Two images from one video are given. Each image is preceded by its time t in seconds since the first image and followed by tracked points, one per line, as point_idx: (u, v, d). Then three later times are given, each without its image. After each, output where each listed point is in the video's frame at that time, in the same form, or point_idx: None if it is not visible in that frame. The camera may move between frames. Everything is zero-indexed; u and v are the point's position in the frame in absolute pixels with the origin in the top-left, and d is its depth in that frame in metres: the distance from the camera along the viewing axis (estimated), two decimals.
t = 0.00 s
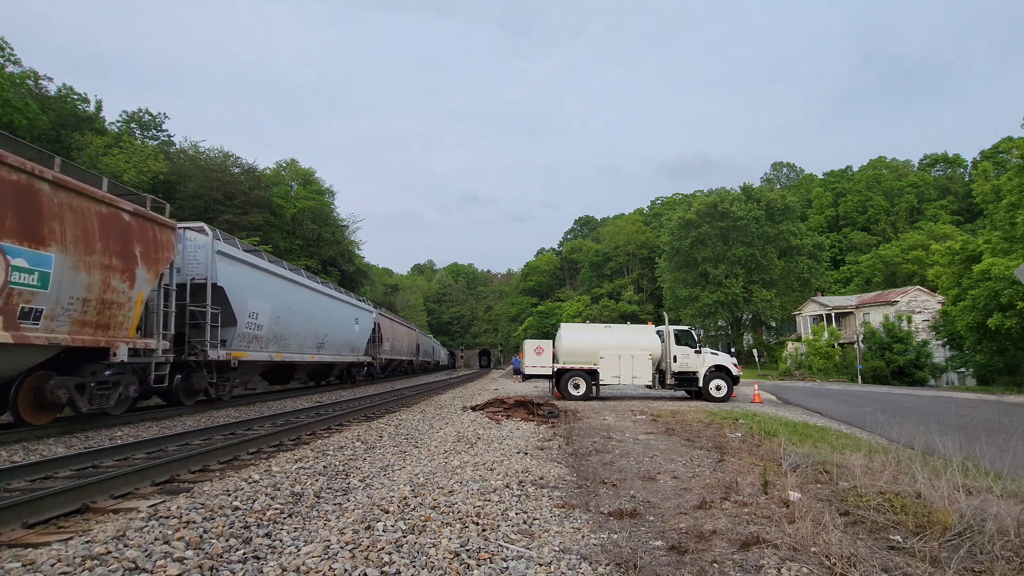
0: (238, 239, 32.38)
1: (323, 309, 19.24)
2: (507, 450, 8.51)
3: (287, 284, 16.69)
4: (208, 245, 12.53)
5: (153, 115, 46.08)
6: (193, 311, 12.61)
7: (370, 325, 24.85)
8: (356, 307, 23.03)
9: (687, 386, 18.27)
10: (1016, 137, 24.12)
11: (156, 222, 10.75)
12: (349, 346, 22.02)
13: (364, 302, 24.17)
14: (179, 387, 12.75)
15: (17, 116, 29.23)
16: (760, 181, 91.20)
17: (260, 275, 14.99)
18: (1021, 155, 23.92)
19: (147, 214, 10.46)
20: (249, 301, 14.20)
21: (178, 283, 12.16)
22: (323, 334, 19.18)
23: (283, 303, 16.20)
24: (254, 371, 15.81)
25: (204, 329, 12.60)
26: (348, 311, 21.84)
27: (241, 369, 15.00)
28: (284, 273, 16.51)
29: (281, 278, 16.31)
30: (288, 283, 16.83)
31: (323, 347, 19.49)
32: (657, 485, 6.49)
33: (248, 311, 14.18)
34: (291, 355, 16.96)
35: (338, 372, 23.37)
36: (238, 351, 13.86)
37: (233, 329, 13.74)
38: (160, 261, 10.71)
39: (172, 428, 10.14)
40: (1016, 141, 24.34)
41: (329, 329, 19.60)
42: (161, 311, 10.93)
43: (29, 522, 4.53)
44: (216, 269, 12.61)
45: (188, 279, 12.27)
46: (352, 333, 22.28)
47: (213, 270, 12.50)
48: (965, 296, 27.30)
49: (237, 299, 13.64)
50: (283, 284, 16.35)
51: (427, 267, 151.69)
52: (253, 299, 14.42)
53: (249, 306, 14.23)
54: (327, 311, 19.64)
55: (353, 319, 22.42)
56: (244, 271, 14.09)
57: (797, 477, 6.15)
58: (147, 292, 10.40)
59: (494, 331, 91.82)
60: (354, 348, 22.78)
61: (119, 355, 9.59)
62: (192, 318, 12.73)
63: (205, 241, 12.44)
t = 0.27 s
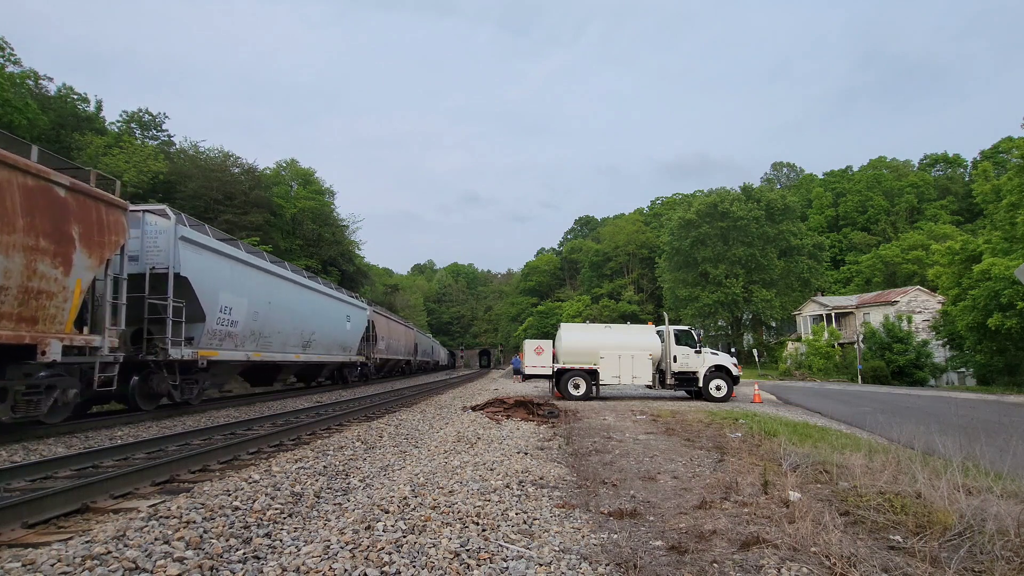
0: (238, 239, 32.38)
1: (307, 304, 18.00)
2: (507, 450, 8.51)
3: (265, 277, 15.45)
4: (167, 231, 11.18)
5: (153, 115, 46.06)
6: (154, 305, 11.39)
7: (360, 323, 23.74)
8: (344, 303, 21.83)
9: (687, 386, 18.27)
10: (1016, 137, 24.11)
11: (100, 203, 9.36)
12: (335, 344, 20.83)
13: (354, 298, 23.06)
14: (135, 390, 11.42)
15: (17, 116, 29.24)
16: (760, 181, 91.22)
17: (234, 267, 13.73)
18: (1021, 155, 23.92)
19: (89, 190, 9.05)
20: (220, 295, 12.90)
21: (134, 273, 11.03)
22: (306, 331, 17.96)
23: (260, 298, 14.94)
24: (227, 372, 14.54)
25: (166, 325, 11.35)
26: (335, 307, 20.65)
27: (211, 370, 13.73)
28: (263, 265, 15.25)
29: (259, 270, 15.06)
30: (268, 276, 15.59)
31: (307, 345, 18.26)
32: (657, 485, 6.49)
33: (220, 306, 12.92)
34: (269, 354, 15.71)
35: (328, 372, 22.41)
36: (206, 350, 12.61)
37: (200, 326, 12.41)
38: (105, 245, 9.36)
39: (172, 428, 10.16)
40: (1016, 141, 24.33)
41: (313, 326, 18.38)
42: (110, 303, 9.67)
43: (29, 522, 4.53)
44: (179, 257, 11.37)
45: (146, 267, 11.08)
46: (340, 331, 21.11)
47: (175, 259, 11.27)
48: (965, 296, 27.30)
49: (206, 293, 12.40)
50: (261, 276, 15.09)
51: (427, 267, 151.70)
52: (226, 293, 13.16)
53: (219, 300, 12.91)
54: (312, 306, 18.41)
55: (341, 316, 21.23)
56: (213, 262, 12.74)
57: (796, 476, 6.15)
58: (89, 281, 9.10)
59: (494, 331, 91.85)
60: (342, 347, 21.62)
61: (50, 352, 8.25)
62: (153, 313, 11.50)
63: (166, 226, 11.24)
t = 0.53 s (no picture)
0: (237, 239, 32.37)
1: (291, 300, 16.75)
2: (507, 450, 8.51)
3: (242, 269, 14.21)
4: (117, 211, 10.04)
5: (153, 115, 46.06)
6: (103, 296, 10.25)
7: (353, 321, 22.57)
8: (334, 300, 20.58)
9: (687, 386, 18.28)
10: (1016, 137, 24.11)
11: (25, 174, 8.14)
12: (324, 343, 19.58)
13: (347, 294, 21.91)
14: (79, 394, 10.01)
15: (17, 116, 29.24)
16: (760, 181, 91.22)
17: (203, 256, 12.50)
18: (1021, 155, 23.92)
19: (10, 158, 7.85)
20: (184, 287, 11.68)
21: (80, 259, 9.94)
22: (290, 329, 16.71)
23: (234, 291, 13.69)
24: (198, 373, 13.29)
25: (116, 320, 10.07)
26: (324, 303, 19.41)
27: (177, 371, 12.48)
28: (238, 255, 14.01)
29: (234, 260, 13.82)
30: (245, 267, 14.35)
31: (291, 344, 17.00)
32: (657, 485, 6.49)
33: (184, 298, 11.68)
34: (246, 353, 14.44)
35: (319, 372, 21.37)
36: (169, 349, 11.38)
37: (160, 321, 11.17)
38: (30, 223, 8.12)
39: (171, 428, 10.13)
40: (1016, 141, 24.33)
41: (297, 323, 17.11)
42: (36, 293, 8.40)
43: (29, 522, 4.53)
44: (130, 241, 10.19)
45: (93, 253, 9.93)
46: (330, 328, 19.86)
47: (127, 244, 10.12)
48: (965, 296, 27.31)
49: (167, 283, 11.21)
50: (236, 267, 13.85)
51: (427, 267, 151.73)
52: (191, 284, 11.94)
53: (183, 293, 11.68)
54: (297, 302, 17.15)
55: (331, 313, 19.99)
56: (176, 248, 11.54)
57: (796, 477, 6.15)
58: (8, 264, 7.77)
59: (494, 331, 91.90)
60: (332, 346, 20.38)
61: None
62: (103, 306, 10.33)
63: (116, 207, 10.10)
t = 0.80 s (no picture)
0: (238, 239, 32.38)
1: (269, 293, 15.46)
2: (507, 450, 8.51)
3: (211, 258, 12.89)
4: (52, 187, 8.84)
5: (153, 115, 46.06)
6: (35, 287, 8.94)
7: (342, 318, 21.37)
8: (320, 295, 19.34)
9: (687, 386, 18.28)
10: (1016, 137, 24.10)
11: None
12: (311, 341, 18.33)
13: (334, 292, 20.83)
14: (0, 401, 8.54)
15: (17, 116, 29.24)
16: (760, 181, 91.20)
17: (160, 243, 11.15)
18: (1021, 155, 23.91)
19: None
20: (139, 276, 10.41)
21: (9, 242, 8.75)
22: (270, 325, 15.42)
23: (201, 283, 12.36)
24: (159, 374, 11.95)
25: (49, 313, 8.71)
26: (308, 298, 18.15)
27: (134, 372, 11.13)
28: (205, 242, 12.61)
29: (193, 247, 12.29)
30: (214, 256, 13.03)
31: (273, 341, 15.70)
32: (657, 485, 6.49)
33: (139, 289, 10.39)
34: (218, 352, 13.13)
35: (306, 373, 20.12)
36: (120, 347, 10.06)
37: (109, 314, 9.86)
38: None
39: (171, 428, 10.13)
40: (1016, 141, 24.32)
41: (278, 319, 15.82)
42: None
43: (29, 522, 4.53)
44: (68, 220, 8.95)
45: (21, 234, 8.74)
46: (316, 325, 18.64)
47: (64, 222, 8.86)
48: (965, 296, 27.31)
49: (116, 272, 9.86)
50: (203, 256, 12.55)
51: (427, 267, 151.72)
52: (148, 273, 10.66)
53: (138, 282, 10.38)
54: (276, 295, 15.87)
55: (316, 309, 18.75)
56: (127, 232, 10.26)
57: (796, 476, 6.15)
58: None
59: (494, 331, 91.93)
60: (320, 345, 19.18)
61: None
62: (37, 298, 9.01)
63: (50, 180, 8.93)
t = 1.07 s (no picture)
0: (238, 240, 32.38)
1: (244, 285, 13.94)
2: (507, 450, 8.51)
3: (173, 244, 11.34)
4: None
5: (153, 115, 46.07)
6: None
7: (331, 315, 19.98)
8: (305, 289, 17.91)
9: (687, 386, 18.29)
10: (1016, 137, 24.10)
11: None
12: (295, 339, 16.88)
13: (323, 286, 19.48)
14: None
15: (17, 116, 29.25)
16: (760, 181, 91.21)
17: (107, 224, 9.54)
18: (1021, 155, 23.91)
19: None
20: (77, 262, 8.80)
21: None
22: (246, 321, 13.91)
23: (161, 272, 10.80)
24: (113, 375, 10.48)
25: None
26: (289, 291, 16.64)
27: (79, 373, 9.62)
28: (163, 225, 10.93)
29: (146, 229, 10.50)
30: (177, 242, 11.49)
31: (249, 338, 14.18)
32: (657, 485, 6.49)
33: (77, 278, 8.80)
34: (182, 351, 11.61)
35: (293, 374, 18.73)
36: (52, 345, 8.50)
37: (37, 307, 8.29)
38: None
39: (170, 428, 10.12)
40: (1016, 141, 24.32)
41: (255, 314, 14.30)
42: None
43: (29, 522, 4.53)
44: None
45: None
46: (301, 321, 17.19)
47: None
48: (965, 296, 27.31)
49: (47, 256, 8.28)
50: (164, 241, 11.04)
51: (427, 267, 151.73)
52: (90, 260, 9.05)
53: (76, 270, 8.79)
54: (252, 288, 14.36)
55: (302, 304, 17.30)
56: (62, 209, 8.61)
57: (796, 476, 6.15)
58: None
59: (494, 331, 91.96)
60: (307, 343, 17.76)
61: None
62: None
63: None
